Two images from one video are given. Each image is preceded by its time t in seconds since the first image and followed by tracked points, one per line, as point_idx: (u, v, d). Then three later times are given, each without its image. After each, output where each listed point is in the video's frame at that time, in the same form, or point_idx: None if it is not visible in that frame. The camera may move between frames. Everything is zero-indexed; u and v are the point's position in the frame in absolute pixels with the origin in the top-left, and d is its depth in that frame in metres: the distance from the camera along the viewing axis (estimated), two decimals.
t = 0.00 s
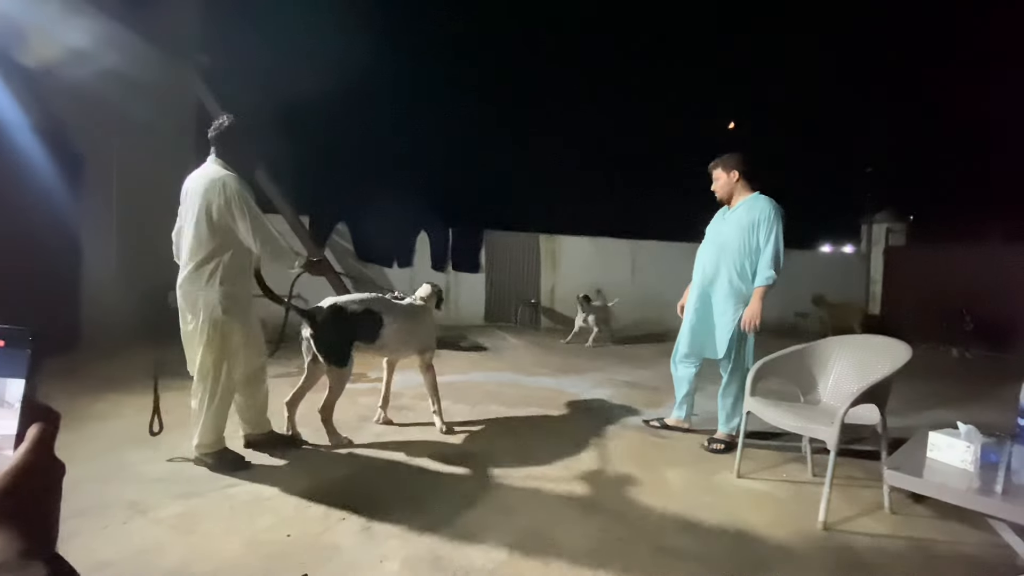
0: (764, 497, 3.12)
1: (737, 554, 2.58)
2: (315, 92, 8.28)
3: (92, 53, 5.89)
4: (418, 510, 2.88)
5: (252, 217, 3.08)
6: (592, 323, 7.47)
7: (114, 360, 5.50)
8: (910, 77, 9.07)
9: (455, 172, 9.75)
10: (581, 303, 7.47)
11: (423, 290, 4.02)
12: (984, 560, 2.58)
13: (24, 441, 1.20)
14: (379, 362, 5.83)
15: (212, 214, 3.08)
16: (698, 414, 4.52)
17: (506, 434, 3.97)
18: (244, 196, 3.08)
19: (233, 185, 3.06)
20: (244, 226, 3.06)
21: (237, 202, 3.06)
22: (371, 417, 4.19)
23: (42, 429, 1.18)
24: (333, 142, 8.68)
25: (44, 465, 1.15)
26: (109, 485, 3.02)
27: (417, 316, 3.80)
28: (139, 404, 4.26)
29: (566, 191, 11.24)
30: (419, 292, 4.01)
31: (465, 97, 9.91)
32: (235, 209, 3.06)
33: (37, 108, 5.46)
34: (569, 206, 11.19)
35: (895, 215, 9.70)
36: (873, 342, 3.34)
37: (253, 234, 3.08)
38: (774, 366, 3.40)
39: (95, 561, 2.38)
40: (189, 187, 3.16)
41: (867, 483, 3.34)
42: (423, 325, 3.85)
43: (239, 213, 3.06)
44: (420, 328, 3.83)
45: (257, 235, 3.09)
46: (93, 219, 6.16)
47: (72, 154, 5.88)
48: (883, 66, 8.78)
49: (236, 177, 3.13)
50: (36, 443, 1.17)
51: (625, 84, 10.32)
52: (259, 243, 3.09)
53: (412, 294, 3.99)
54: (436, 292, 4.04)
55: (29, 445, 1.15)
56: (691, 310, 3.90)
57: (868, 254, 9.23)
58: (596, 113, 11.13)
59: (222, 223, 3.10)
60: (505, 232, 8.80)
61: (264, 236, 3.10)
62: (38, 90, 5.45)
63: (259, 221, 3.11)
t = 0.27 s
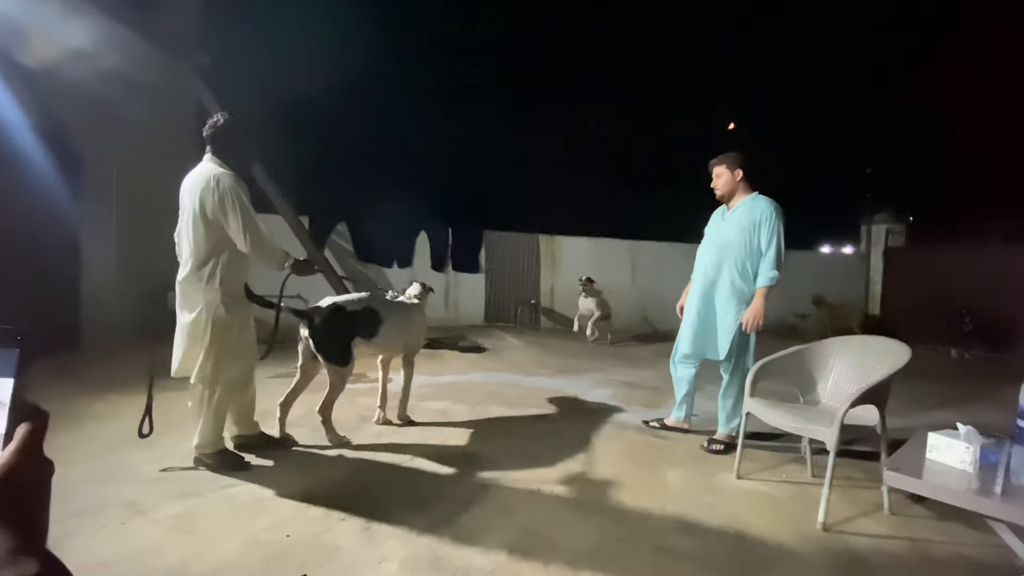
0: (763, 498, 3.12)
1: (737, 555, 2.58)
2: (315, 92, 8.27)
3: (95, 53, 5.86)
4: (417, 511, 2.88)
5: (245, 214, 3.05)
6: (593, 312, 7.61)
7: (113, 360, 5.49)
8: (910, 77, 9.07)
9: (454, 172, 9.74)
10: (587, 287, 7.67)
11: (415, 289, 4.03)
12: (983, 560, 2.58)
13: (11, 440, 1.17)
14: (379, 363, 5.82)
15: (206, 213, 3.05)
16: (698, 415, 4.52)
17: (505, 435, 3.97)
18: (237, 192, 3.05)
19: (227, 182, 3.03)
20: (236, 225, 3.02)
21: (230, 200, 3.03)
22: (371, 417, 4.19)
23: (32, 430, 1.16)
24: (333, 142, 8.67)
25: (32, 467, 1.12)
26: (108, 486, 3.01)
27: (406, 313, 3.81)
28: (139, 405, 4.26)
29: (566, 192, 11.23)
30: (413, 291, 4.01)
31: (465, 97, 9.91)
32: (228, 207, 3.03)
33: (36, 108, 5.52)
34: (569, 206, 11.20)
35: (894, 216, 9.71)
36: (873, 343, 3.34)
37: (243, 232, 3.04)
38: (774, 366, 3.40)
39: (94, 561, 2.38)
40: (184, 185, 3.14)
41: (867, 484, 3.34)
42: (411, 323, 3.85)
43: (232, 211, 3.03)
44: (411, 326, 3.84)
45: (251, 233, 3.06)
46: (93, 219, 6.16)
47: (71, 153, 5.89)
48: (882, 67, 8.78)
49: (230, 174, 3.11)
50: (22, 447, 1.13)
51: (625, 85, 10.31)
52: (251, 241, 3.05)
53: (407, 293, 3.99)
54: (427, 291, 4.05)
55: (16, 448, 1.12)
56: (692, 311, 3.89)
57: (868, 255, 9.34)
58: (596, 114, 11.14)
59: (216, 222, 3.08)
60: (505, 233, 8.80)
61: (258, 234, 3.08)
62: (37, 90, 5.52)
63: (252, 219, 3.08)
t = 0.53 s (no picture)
0: (763, 499, 3.12)
1: (736, 555, 2.58)
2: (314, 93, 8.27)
3: (93, 53, 5.88)
4: (417, 511, 2.88)
5: (243, 213, 3.04)
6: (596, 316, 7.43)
7: (112, 359, 5.50)
8: (909, 78, 9.07)
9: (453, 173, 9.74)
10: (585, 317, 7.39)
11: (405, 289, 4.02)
12: (983, 562, 2.58)
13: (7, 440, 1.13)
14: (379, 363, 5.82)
15: (205, 212, 3.07)
16: (697, 416, 4.52)
17: (505, 436, 3.97)
18: (235, 190, 3.04)
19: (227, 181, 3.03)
20: (234, 223, 3.01)
21: (228, 198, 3.03)
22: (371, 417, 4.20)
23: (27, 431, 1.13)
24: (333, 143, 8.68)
25: (30, 465, 1.10)
26: (108, 485, 3.02)
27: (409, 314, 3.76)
28: (138, 405, 4.26)
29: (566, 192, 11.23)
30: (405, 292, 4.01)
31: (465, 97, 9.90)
32: (227, 205, 3.02)
33: (37, 108, 5.47)
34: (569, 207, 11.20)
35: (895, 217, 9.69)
36: (873, 344, 3.35)
37: (241, 231, 3.03)
38: (774, 367, 3.40)
39: (94, 561, 2.38)
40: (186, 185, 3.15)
41: (867, 485, 3.34)
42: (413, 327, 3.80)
43: (230, 209, 3.02)
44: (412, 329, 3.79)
45: (248, 233, 3.04)
46: (93, 219, 6.16)
47: (72, 153, 5.89)
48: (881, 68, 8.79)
49: (229, 174, 3.10)
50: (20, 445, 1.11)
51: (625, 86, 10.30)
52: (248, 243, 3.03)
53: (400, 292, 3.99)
54: (419, 291, 4.05)
55: (13, 446, 1.09)
56: (693, 313, 3.88)
57: (869, 255, 9.20)
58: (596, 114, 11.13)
59: (215, 221, 3.08)
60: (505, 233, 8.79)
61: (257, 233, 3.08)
62: (38, 89, 5.46)
63: (249, 217, 3.07)
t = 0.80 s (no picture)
0: (763, 499, 3.12)
1: (736, 556, 2.58)
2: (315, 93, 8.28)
3: (94, 53, 5.86)
4: (416, 511, 2.88)
5: (235, 213, 3.01)
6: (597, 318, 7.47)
7: (113, 359, 5.51)
8: (909, 78, 9.07)
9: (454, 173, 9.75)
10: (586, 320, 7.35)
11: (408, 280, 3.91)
12: (984, 563, 2.58)
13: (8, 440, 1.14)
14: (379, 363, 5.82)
15: (200, 213, 3.05)
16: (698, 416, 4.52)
17: (506, 436, 3.97)
18: (228, 189, 3.01)
19: (220, 181, 3.00)
20: (225, 224, 2.98)
21: (220, 198, 3.00)
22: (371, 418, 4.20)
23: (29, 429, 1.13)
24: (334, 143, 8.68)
25: (33, 463, 1.11)
26: (107, 486, 3.01)
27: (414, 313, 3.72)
28: (138, 404, 4.26)
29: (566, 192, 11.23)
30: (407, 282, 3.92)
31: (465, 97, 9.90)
32: (219, 206, 2.99)
33: (38, 107, 5.48)
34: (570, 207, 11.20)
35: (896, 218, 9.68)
36: (874, 345, 3.34)
37: (228, 232, 2.99)
38: (774, 368, 3.40)
39: (94, 561, 2.38)
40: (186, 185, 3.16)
41: (867, 486, 3.33)
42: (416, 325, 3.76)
43: (223, 210, 2.99)
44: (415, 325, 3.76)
45: (235, 232, 3.00)
46: (94, 218, 6.16)
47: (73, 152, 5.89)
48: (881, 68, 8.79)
49: (223, 173, 3.08)
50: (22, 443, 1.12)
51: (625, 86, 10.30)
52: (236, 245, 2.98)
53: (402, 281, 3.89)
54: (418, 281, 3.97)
55: (15, 445, 1.10)
56: (692, 314, 3.85)
57: (870, 256, 9.39)
58: (596, 115, 11.13)
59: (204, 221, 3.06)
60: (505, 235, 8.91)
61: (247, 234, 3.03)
62: (38, 89, 5.45)
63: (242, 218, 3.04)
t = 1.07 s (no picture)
0: (763, 500, 3.12)
1: (737, 556, 2.58)
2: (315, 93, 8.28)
3: (93, 53, 5.88)
4: (417, 512, 2.88)
5: (228, 213, 2.98)
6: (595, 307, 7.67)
7: (114, 359, 5.50)
8: (909, 78, 9.05)
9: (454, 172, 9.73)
10: (585, 283, 7.62)
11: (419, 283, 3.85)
12: (985, 564, 2.58)
13: (15, 440, 1.13)
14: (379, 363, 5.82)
15: (196, 214, 3.03)
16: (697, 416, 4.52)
17: (506, 436, 3.96)
18: (222, 190, 2.98)
19: (213, 182, 2.97)
20: (220, 225, 2.96)
21: (214, 198, 2.97)
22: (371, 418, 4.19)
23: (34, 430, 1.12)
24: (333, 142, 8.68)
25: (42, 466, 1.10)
26: (107, 486, 3.01)
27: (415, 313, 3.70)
28: (138, 404, 4.25)
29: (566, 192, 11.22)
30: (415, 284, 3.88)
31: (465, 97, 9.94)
32: (213, 206, 2.97)
33: (39, 108, 5.51)
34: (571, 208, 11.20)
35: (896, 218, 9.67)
36: (874, 346, 3.34)
37: (222, 232, 2.97)
38: (774, 368, 3.40)
39: (95, 561, 2.38)
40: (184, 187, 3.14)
41: (868, 486, 3.33)
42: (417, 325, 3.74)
43: (217, 211, 2.97)
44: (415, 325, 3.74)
45: (227, 232, 2.97)
46: (95, 218, 6.16)
47: (74, 152, 5.88)
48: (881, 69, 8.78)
49: (216, 172, 3.03)
50: (27, 444, 1.10)
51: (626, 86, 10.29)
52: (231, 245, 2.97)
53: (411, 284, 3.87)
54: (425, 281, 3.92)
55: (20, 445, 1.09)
56: (691, 315, 3.83)
57: (870, 257, 9.15)
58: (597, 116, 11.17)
59: (198, 222, 3.05)
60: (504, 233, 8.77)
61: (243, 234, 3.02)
62: (38, 88, 5.47)
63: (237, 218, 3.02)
